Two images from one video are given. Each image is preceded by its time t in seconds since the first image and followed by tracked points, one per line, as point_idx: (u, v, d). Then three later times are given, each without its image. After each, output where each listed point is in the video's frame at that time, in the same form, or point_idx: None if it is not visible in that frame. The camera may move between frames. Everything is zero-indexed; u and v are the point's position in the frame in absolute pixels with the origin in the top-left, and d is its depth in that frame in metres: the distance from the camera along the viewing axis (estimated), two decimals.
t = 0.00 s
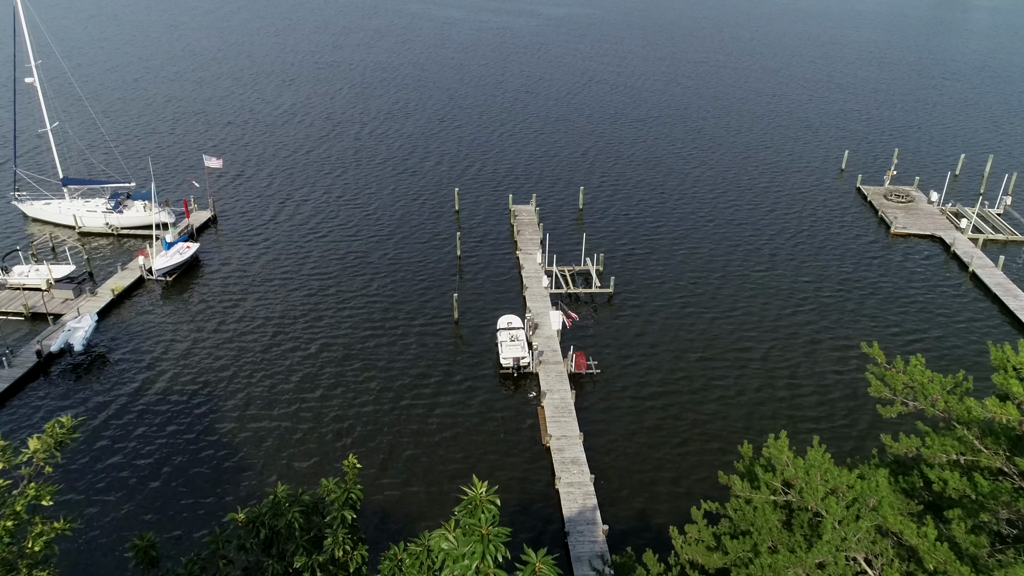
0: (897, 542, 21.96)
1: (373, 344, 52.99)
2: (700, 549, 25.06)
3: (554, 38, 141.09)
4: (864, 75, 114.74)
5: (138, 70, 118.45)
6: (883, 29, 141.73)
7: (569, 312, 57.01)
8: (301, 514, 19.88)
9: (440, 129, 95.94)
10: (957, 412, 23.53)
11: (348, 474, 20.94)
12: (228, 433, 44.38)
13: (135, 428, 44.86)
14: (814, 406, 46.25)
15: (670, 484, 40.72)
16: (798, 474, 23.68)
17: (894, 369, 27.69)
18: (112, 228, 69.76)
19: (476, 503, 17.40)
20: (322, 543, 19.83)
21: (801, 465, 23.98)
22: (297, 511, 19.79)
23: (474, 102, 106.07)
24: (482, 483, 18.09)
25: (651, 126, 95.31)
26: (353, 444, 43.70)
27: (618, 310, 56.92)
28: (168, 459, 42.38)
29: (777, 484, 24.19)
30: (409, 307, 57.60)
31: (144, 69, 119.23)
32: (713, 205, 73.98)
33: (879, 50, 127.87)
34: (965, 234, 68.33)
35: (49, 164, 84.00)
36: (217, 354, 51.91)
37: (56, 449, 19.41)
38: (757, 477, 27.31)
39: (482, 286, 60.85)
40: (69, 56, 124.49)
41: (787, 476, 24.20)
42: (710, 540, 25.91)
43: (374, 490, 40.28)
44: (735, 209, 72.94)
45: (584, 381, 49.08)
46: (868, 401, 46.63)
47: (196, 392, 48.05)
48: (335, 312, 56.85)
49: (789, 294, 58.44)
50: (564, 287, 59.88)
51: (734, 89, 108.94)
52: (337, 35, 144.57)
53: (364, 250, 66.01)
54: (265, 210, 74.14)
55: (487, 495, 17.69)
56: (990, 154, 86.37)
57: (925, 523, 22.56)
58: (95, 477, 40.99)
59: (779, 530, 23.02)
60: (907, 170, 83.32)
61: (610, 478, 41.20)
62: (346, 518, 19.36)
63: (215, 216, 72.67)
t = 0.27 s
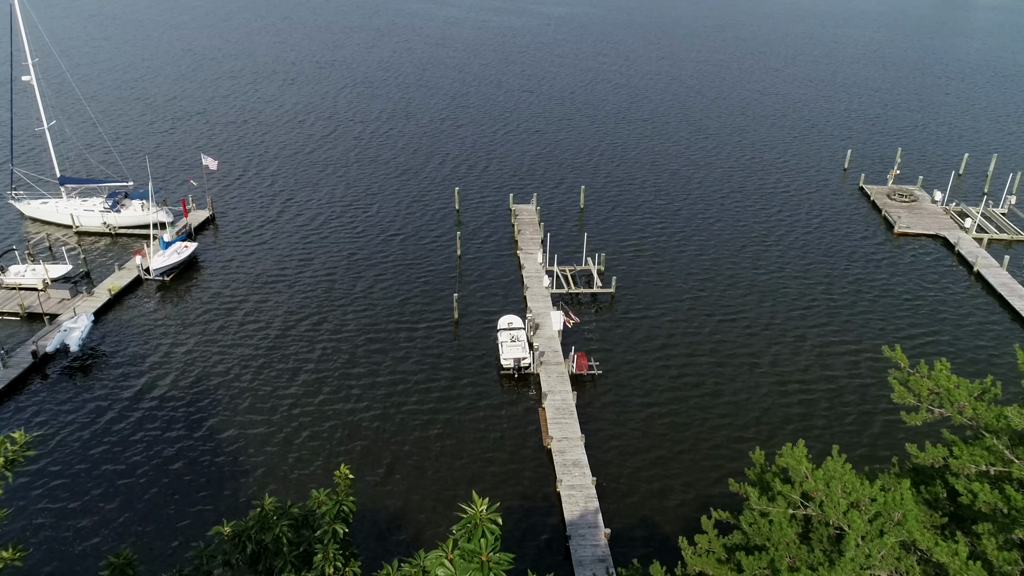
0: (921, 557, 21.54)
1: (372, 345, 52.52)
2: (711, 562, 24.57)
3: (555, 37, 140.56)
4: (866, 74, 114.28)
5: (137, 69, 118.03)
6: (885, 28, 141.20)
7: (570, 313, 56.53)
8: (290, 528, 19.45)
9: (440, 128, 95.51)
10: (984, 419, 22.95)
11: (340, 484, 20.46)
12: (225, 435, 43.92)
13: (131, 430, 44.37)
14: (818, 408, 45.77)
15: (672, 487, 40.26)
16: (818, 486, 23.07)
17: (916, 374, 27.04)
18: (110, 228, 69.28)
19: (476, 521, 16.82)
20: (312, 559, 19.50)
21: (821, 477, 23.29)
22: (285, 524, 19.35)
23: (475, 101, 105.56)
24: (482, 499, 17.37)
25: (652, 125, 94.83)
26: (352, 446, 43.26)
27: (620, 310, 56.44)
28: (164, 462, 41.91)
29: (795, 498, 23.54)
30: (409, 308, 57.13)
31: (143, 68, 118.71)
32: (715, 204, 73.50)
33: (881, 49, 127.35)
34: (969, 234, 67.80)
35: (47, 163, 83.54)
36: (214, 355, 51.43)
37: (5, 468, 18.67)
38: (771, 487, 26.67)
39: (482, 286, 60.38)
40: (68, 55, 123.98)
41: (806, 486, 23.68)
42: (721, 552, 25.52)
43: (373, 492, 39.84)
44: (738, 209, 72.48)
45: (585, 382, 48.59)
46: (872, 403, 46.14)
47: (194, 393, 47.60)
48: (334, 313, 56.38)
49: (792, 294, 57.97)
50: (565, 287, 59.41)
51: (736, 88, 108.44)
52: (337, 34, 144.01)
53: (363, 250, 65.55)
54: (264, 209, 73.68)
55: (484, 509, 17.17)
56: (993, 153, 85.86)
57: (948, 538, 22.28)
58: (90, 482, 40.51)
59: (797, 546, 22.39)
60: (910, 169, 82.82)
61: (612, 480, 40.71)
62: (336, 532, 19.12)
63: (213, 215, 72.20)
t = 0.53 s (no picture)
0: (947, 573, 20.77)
1: (371, 346, 52.05)
2: (720, 575, 24.09)
3: (555, 37, 140.11)
4: (868, 73, 113.80)
5: (137, 69, 117.56)
6: (887, 27, 140.70)
7: (571, 312, 56.04)
8: (278, 542, 19.39)
9: (441, 128, 95.06)
10: (1016, 430, 22.70)
11: (327, 498, 21.03)
12: (222, 437, 43.43)
13: (127, 431, 43.90)
14: (822, 410, 45.25)
15: (675, 490, 39.76)
16: (839, 499, 22.31)
17: (939, 380, 26.36)
18: (108, 228, 68.81)
19: (475, 543, 18.33)
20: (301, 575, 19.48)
21: (840, 489, 22.61)
22: (274, 538, 19.34)
23: (475, 101, 105.12)
24: (476, 521, 18.93)
25: (653, 125, 94.39)
26: (351, 448, 42.77)
27: (622, 311, 55.96)
28: (159, 464, 41.46)
29: (813, 511, 22.85)
30: (409, 308, 56.66)
31: (142, 68, 118.27)
32: (716, 204, 73.02)
33: (883, 48, 126.79)
34: (973, 233, 67.20)
35: (45, 163, 83.09)
36: (212, 356, 50.96)
37: None
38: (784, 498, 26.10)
39: (483, 287, 59.91)
40: (67, 54, 123.51)
41: (826, 497, 22.93)
42: (732, 564, 24.95)
43: (371, 496, 39.37)
44: (739, 209, 72.01)
45: (586, 383, 48.10)
46: (877, 405, 45.60)
47: (191, 394, 47.13)
48: (333, 313, 55.91)
49: (795, 294, 57.46)
50: (566, 287, 58.94)
51: (738, 87, 107.95)
52: (337, 34, 143.54)
53: (363, 250, 65.09)
54: (263, 209, 73.20)
55: (480, 529, 18.70)
56: (997, 153, 85.34)
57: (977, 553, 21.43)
58: (85, 485, 40.02)
59: (815, 562, 21.69)
60: (913, 169, 82.33)
61: (613, 483, 40.20)
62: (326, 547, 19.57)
63: (212, 215, 71.75)
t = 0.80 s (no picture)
0: None
1: (370, 347, 51.56)
2: None
3: (555, 36, 139.60)
4: (870, 72, 113.22)
5: (135, 68, 117.02)
6: (889, 26, 140.09)
7: (572, 312, 55.56)
8: (261, 561, 18.95)
9: (441, 128, 94.54)
10: None
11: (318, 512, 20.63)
12: (220, 440, 42.96)
13: (123, 433, 43.41)
14: (826, 411, 44.76)
15: (678, 492, 39.27)
16: (862, 514, 21.65)
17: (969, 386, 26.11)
18: (105, 227, 68.29)
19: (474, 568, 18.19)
20: None
21: (863, 505, 21.79)
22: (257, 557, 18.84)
23: (475, 100, 104.62)
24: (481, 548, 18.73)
25: (654, 125, 93.88)
26: (349, 450, 42.30)
27: (623, 311, 55.46)
28: (155, 467, 40.96)
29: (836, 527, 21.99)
30: (409, 309, 56.15)
31: (140, 67, 117.66)
32: (718, 204, 72.50)
33: (885, 47, 126.22)
34: (977, 233, 66.68)
35: (42, 162, 82.55)
36: (210, 357, 50.47)
37: None
38: (797, 511, 25.28)
39: (483, 287, 59.42)
40: (65, 54, 122.94)
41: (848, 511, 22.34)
42: None
43: (370, 499, 38.90)
44: (741, 209, 71.48)
45: (587, 384, 47.63)
46: (881, 407, 45.11)
47: (188, 396, 46.66)
48: (332, 314, 55.41)
49: (798, 294, 56.97)
50: (567, 288, 58.46)
51: (739, 86, 107.43)
52: (336, 33, 142.97)
53: (362, 250, 64.61)
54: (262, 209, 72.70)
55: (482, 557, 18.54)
56: (1000, 152, 84.79)
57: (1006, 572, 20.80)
58: (80, 488, 39.53)
59: None
60: (916, 168, 81.82)
61: (615, 486, 39.71)
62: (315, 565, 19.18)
63: (210, 215, 71.25)
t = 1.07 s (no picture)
0: None
1: (369, 348, 51.05)
2: None
3: (556, 35, 139.01)
4: (872, 70, 112.66)
5: (133, 67, 116.45)
6: (890, 25, 139.47)
7: (573, 313, 55.04)
8: None
9: (440, 127, 93.99)
10: None
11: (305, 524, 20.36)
12: (217, 442, 42.51)
13: (119, 436, 42.94)
14: (829, 413, 44.30)
15: (680, 495, 38.79)
16: (889, 532, 20.38)
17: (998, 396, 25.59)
18: (101, 226, 67.70)
19: None
20: None
21: (890, 521, 20.52)
22: None
23: (475, 99, 104.09)
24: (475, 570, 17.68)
25: (655, 124, 93.34)
26: (347, 453, 41.82)
27: (625, 312, 54.90)
28: (151, 470, 40.50)
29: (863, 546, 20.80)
30: (408, 310, 55.64)
31: (138, 66, 117.03)
32: (720, 203, 71.94)
33: (887, 46, 125.66)
34: (981, 232, 66.15)
35: (39, 161, 81.96)
36: (207, 358, 49.97)
37: None
38: (815, 526, 24.23)
39: (483, 287, 58.90)
40: (63, 52, 122.27)
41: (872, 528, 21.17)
42: None
43: (369, 502, 38.45)
44: (743, 208, 70.93)
45: (588, 385, 47.16)
46: (886, 408, 44.63)
47: (184, 397, 46.18)
48: (331, 314, 54.90)
49: (801, 295, 56.46)
50: (568, 287, 57.93)
51: (740, 86, 106.91)
52: (336, 32, 142.35)
53: (361, 250, 64.08)
54: (260, 208, 72.19)
55: None
56: (1004, 151, 84.15)
57: None
58: (75, 491, 39.06)
59: None
60: (919, 167, 81.27)
61: (617, 488, 39.22)
62: None
63: (208, 213, 70.73)
